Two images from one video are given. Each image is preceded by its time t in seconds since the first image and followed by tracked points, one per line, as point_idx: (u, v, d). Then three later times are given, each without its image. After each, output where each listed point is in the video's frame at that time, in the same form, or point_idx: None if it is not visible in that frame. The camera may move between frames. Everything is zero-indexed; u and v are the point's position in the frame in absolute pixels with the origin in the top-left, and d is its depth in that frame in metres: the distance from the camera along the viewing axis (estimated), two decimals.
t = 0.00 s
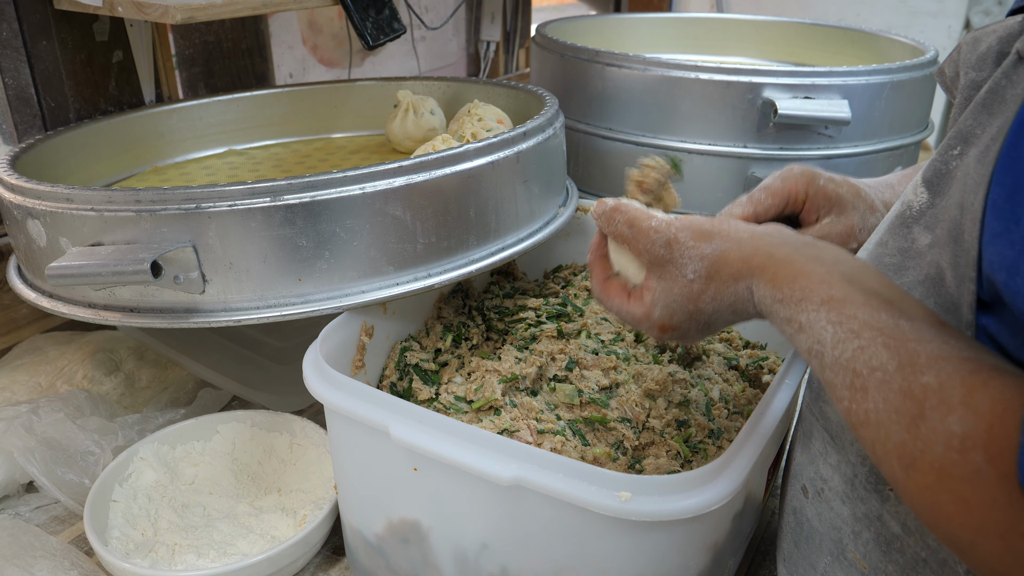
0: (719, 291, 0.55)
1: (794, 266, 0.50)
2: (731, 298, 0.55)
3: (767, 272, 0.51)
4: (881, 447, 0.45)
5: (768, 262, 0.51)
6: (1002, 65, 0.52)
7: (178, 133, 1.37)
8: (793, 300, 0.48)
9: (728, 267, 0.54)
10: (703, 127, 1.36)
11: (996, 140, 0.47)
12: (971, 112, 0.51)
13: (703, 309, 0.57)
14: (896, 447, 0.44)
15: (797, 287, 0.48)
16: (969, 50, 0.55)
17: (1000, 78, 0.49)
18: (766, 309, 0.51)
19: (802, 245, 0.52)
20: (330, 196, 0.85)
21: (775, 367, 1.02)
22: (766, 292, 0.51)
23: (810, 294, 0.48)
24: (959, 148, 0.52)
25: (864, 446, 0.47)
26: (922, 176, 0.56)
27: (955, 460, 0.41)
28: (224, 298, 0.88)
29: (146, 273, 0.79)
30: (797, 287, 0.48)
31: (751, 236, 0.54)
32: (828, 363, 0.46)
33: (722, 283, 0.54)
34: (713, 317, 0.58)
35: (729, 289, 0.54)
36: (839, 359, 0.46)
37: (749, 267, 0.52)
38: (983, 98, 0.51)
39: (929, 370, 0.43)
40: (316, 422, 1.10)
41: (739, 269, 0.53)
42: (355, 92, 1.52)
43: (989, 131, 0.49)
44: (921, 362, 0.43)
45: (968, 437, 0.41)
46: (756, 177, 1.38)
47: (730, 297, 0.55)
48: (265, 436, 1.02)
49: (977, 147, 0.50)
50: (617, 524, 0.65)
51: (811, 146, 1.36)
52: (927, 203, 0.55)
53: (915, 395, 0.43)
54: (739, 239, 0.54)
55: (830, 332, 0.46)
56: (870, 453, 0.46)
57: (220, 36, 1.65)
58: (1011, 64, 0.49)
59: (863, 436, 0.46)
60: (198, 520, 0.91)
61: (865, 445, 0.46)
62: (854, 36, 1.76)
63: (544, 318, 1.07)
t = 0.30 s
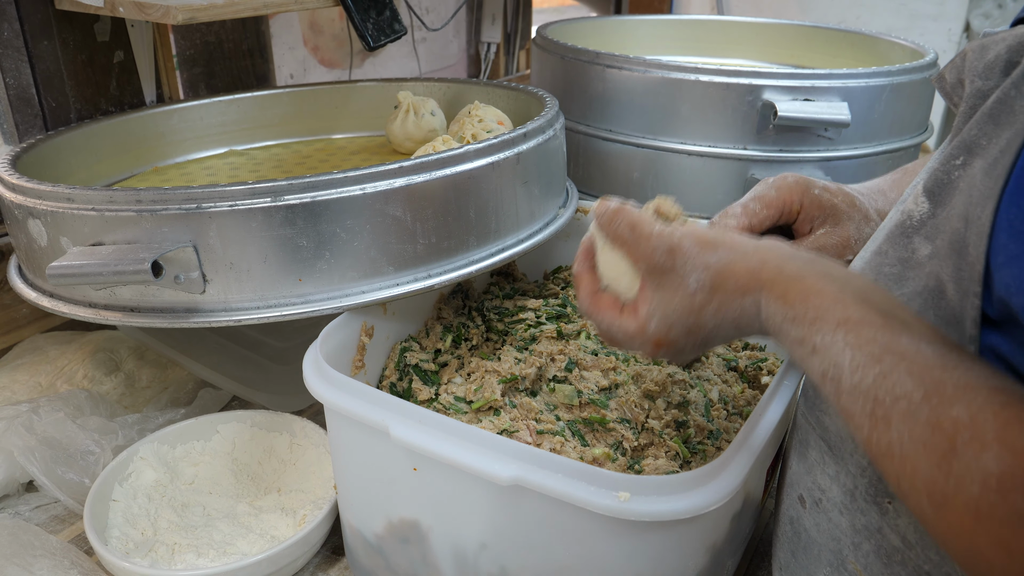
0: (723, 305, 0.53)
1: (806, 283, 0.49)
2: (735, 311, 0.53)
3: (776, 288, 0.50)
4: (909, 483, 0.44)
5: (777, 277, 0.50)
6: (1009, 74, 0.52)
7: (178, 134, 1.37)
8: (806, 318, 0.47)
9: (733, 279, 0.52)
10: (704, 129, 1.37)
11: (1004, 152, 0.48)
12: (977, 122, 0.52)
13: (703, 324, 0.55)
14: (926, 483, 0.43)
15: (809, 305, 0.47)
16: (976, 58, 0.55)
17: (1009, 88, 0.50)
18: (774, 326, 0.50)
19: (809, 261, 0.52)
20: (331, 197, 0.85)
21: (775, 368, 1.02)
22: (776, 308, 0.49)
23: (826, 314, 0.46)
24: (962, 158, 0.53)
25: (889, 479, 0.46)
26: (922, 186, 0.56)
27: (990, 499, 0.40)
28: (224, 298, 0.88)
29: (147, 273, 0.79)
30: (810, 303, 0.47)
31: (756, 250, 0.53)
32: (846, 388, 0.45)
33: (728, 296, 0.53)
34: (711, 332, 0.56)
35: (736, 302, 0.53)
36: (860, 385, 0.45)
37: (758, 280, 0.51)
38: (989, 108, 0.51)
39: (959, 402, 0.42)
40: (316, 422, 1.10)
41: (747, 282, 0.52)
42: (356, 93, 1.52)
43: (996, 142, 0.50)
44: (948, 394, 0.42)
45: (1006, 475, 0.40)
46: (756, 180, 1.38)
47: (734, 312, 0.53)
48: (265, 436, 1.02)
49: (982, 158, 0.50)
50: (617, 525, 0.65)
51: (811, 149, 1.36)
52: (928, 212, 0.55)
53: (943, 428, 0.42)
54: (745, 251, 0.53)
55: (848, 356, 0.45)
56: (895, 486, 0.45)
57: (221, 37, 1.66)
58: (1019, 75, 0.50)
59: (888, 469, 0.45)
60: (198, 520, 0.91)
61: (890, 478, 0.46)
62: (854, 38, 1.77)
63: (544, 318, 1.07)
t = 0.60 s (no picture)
0: (708, 314, 0.53)
1: (795, 296, 0.49)
2: (722, 322, 0.53)
3: (765, 300, 0.50)
4: (906, 506, 0.44)
5: (766, 290, 0.50)
6: (1010, 82, 0.52)
7: (179, 134, 1.37)
8: (799, 332, 0.47)
9: (718, 289, 0.52)
10: (704, 130, 1.37)
11: (1005, 164, 0.47)
12: (977, 131, 0.51)
13: (687, 334, 0.55)
14: (924, 507, 0.43)
15: (800, 317, 0.48)
16: (976, 65, 0.55)
17: (1010, 96, 0.49)
18: (762, 340, 0.50)
19: (797, 271, 0.52)
20: (331, 196, 0.85)
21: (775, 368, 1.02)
22: (767, 320, 0.49)
23: (817, 329, 0.47)
24: (961, 167, 0.52)
25: (887, 504, 0.46)
26: (921, 194, 0.56)
27: (993, 527, 0.40)
28: (225, 297, 0.88)
29: (148, 271, 0.79)
30: (802, 317, 0.48)
31: (743, 259, 0.53)
32: (839, 409, 0.46)
33: (713, 307, 0.53)
34: (694, 343, 0.56)
35: (720, 314, 0.53)
36: (854, 404, 0.45)
37: (744, 291, 0.51)
38: (990, 116, 0.50)
39: (958, 425, 0.42)
40: (316, 422, 1.10)
41: (734, 291, 0.52)
42: (356, 93, 1.52)
43: (996, 152, 0.49)
44: (947, 416, 0.42)
45: (1008, 501, 0.40)
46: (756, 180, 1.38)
47: (719, 322, 0.53)
48: (265, 435, 1.02)
49: (982, 168, 0.50)
50: (617, 525, 0.65)
51: (811, 149, 1.36)
52: (926, 221, 0.55)
53: (942, 451, 0.42)
54: (732, 260, 0.53)
55: (841, 375, 0.45)
56: (894, 510, 0.45)
57: (222, 37, 1.66)
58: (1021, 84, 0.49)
59: (884, 492, 0.45)
60: (198, 520, 0.91)
61: (886, 501, 0.45)
62: (855, 39, 1.77)
63: (544, 318, 1.07)
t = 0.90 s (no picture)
0: (702, 330, 0.52)
1: (792, 310, 0.48)
2: (717, 338, 0.52)
3: (762, 314, 0.49)
4: (915, 527, 0.43)
5: (762, 303, 0.49)
6: (1013, 83, 0.52)
7: (179, 133, 1.37)
8: (796, 349, 0.47)
9: (713, 305, 0.51)
10: (704, 130, 1.37)
11: (1010, 167, 0.47)
12: (979, 134, 0.51)
13: (682, 351, 0.54)
14: (935, 527, 0.42)
15: (799, 331, 0.47)
16: (979, 65, 0.55)
17: (1013, 98, 0.49)
18: (759, 355, 0.49)
19: (798, 287, 0.50)
20: (331, 196, 0.85)
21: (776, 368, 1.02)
22: (762, 336, 0.49)
23: (816, 343, 0.46)
24: (962, 170, 0.52)
25: (894, 524, 0.45)
26: (922, 198, 0.56)
27: (1008, 551, 0.40)
28: (224, 297, 0.88)
29: (148, 271, 0.79)
30: (799, 331, 0.47)
31: (738, 273, 0.52)
32: (843, 426, 0.45)
33: (706, 323, 0.52)
34: (689, 357, 0.55)
35: (715, 330, 0.52)
36: (859, 421, 0.44)
37: (739, 306, 0.50)
38: (992, 118, 0.50)
39: (969, 442, 0.41)
40: (316, 422, 1.10)
41: (727, 307, 0.50)
42: (356, 93, 1.52)
43: (999, 156, 0.49)
44: (957, 433, 0.41)
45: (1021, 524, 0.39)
46: (756, 180, 1.38)
47: (715, 337, 0.52)
48: (265, 435, 1.02)
49: (985, 172, 0.49)
50: (617, 525, 0.65)
51: (812, 150, 1.36)
52: (926, 226, 0.55)
53: (953, 470, 0.41)
54: (726, 275, 0.52)
55: (845, 390, 0.44)
56: (899, 529, 0.45)
57: (222, 37, 1.65)
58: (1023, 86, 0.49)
59: (891, 511, 0.44)
60: (198, 519, 0.91)
61: (892, 521, 0.45)
62: (855, 39, 1.76)
63: (544, 318, 1.07)
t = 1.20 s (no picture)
0: (694, 339, 0.54)
1: (783, 324, 0.48)
2: (706, 348, 0.54)
3: (753, 328, 0.49)
4: (911, 544, 0.43)
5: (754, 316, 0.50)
6: (1017, 83, 0.52)
7: (178, 132, 1.37)
8: (789, 363, 0.47)
9: (709, 317, 0.52)
10: (703, 129, 1.36)
11: (1010, 169, 0.47)
12: (981, 134, 0.50)
13: (670, 356, 0.56)
14: (929, 545, 0.42)
15: (790, 346, 0.47)
16: (983, 64, 0.55)
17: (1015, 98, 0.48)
18: (750, 367, 0.50)
19: (789, 299, 0.51)
20: (329, 194, 0.85)
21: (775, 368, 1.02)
22: (754, 349, 0.49)
23: (810, 357, 0.46)
24: (964, 172, 0.52)
25: (890, 542, 0.45)
26: (923, 201, 0.56)
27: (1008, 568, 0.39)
28: (222, 296, 0.88)
29: (146, 270, 0.79)
30: (791, 346, 0.47)
31: (736, 285, 0.52)
32: (836, 443, 0.45)
33: (700, 333, 0.53)
34: (675, 363, 0.57)
35: (706, 340, 0.53)
36: (850, 437, 0.44)
37: (733, 319, 0.51)
38: (995, 119, 0.50)
39: (962, 458, 0.41)
40: (315, 421, 1.10)
41: (722, 320, 0.51)
42: (355, 92, 1.51)
43: (1000, 157, 0.49)
44: (950, 449, 0.41)
45: (1019, 541, 0.38)
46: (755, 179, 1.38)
47: (705, 346, 0.54)
48: (263, 434, 1.02)
49: (986, 175, 0.49)
50: (615, 524, 0.65)
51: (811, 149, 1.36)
52: (927, 228, 0.55)
53: (945, 486, 0.41)
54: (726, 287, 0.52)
55: (836, 405, 0.45)
56: (896, 547, 0.45)
57: (220, 36, 1.65)
58: None
59: (888, 529, 0.44)
60: (196, 519, 0.91)
61: (887, 539, 0.45)
62: (855, 39, 1.76)
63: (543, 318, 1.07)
